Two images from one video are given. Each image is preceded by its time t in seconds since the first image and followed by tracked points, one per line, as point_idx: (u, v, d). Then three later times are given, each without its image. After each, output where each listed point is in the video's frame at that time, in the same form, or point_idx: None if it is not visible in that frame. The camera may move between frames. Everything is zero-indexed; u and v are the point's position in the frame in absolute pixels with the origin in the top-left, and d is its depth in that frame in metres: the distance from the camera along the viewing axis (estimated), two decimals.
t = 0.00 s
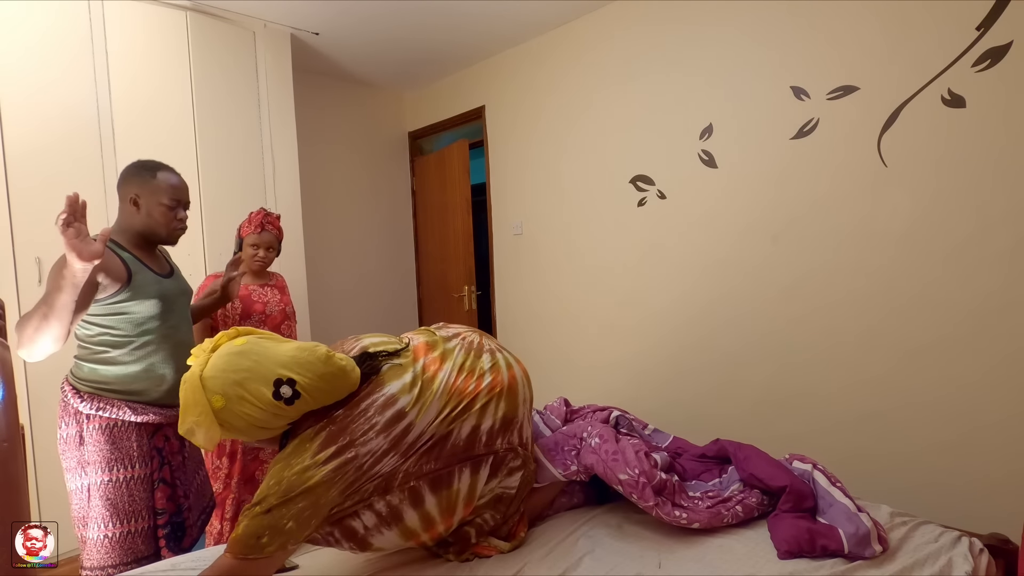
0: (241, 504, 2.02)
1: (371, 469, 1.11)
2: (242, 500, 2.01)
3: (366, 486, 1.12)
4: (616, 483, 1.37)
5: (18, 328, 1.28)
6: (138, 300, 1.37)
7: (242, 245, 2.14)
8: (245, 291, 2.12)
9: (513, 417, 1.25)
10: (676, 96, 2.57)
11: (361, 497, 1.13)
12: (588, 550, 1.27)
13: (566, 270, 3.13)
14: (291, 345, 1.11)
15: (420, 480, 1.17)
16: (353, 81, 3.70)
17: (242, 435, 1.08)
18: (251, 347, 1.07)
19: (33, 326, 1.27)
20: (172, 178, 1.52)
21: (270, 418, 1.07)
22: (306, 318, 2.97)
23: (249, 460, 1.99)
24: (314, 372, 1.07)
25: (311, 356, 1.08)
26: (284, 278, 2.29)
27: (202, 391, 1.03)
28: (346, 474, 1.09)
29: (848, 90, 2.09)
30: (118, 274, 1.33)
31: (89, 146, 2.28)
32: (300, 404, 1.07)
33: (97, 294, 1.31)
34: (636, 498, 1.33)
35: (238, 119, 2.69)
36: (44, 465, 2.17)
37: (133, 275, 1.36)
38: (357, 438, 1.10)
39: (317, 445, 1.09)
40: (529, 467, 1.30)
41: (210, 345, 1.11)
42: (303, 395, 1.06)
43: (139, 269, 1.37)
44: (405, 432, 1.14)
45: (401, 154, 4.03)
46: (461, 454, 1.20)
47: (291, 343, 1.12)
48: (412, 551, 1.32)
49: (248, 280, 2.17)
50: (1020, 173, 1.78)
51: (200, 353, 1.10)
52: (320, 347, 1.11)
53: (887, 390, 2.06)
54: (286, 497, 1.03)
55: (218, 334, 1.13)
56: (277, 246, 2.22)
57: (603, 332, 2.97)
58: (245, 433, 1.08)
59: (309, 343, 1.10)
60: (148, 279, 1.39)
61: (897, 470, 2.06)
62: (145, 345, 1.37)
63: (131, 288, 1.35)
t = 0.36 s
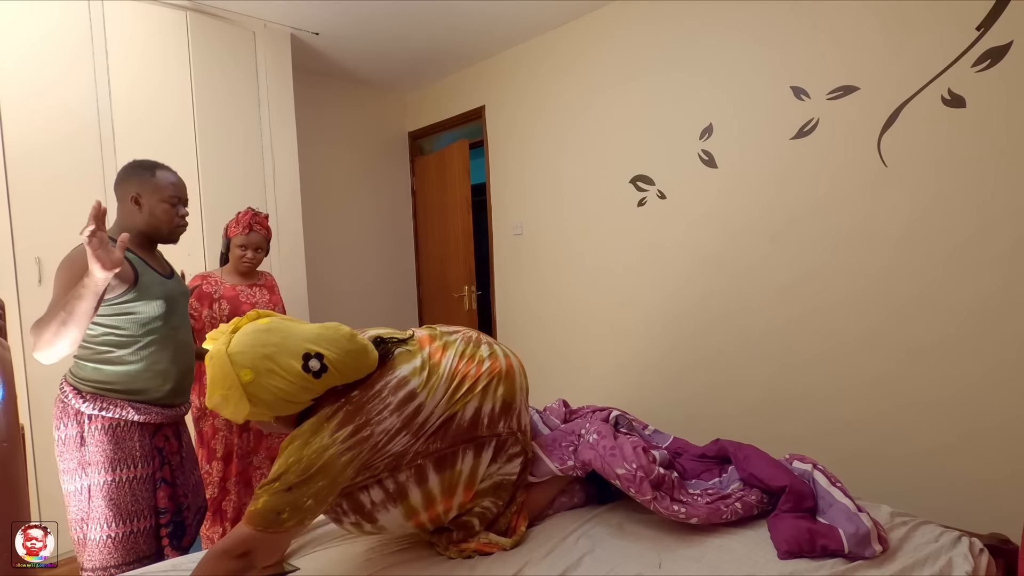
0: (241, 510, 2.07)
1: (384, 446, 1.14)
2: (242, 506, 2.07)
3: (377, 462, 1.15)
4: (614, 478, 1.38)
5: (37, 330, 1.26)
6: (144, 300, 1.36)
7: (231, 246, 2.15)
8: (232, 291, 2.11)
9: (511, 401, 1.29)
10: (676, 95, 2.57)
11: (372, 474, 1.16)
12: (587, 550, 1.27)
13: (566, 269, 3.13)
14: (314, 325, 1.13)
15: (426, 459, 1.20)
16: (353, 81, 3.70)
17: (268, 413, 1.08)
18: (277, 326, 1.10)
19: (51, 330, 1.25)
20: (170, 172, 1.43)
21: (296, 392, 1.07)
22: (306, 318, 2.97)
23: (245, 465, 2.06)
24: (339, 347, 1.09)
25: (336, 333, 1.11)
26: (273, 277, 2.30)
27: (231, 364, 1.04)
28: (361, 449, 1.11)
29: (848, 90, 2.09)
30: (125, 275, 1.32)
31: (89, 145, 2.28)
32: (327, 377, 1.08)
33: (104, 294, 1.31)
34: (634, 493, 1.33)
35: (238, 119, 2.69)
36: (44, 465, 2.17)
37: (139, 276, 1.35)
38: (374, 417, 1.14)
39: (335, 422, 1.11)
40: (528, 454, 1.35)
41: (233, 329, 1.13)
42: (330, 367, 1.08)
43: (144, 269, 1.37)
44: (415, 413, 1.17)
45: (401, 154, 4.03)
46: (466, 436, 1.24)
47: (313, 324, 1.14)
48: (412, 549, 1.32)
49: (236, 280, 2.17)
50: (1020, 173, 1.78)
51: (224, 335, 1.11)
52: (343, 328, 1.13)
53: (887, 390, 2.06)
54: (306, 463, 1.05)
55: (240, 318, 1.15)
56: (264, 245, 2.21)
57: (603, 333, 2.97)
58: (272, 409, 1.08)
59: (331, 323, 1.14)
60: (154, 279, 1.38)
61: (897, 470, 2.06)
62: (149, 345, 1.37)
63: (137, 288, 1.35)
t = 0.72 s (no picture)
0: (233, 517, 2.15)
1: (412, 394, 1.17)
2: (232, 514, 2.15)
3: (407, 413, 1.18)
4: (604, 458, 1.41)
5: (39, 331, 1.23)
6: (143, 300, 1.36)
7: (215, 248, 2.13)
8: (216, 294, 2.10)
9: (494, 384, 1.35)
10: (676, 95, 2.57)
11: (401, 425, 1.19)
12: (588, 549, 1.27)
13: (566, 269, 3.13)
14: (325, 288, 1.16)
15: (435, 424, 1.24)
16: (353, 80, 3.70)
17: (291, 360, 1.05)
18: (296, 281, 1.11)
19: (55, 330, 1.23)
20: (158, 172, 1.43)
21: (321, 336, 1.06)
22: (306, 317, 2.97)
23: (235, 473, 2.15)
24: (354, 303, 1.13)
25: (351, 291, 1.15)
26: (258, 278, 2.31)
27: (259, 307, 1.02)
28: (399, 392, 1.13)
29: (848, 90, 2.09)
30: (124, 275, 1.32)
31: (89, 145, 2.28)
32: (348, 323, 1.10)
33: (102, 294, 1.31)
34: (623, 469, 1.38)
35: (238, 119, 2.69)
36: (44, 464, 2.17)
37: (137, 276, 1.35)
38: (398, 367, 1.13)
39: (370, 360, 1.11)
40: (509, 439, 1.39)
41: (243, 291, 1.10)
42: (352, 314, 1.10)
43: (142, 270, 1.37)
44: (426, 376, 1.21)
45: (401, 154, 4.03)
46: (465, 406, 1.30)
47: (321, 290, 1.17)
48: (413, 546, 1.32)
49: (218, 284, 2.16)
50: (1020, 173, 1.78)
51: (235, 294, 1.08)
52: (354, 290, 1.17)
53: (887, 390, 2.06)
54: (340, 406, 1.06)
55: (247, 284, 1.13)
56: (250, 249, 2.20)
57: (602, 332, 2.97)
58: (298, 355, 1.04)
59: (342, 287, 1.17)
60: (152, 280, 1.39)
61: (897, 470, 2.06)
62: (147, 345, 1.37)
63: (135, 289, 1.35)
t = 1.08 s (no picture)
0: (220, 525, 2.14)
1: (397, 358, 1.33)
2: (219, 522, 2.15)
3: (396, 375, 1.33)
4: (605, 464, 1.40)
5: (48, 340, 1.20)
6: (141, 303, 1.36)
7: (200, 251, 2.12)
8: (201, 298, 2.11)
9: (479, 373, 1.46)
10: (676, 95, 2.57)
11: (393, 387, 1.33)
12: (588, 546, 1.27)
13: (566, 269, 3.13)
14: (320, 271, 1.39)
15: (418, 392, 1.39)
16: (353, 80, 3.70)
17: (281, 317, 1.26)
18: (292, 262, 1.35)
19: (67, 339, 1.20)
20: (153, 174, 1.43)
21: (304, 298, 1.27)
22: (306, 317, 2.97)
23: (222, 480, 2.15)
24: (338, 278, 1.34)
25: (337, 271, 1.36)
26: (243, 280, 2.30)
27: (256, 275, 1.26)
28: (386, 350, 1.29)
29: (848, 90, 2.09)
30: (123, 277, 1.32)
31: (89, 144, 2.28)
32: (329, 292, 1.30)
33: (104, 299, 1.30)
34: (624, 477, 1.37)
35: (238, 118, 2.69)
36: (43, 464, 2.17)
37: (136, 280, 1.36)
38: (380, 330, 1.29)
39: (355, 318, 1.28)
40: (498, 426, 1.47)
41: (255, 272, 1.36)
42: (332, 285, 1.31)
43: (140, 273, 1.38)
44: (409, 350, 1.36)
45: (401, 154, 4.03)
46: (451, 384, 1.43)
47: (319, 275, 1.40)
48: (406, 542, 1.32)
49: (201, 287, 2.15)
50: (1020, 173, 1.78)
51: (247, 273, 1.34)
52: (343, 272, 1.38)
53: (887, 390, 2.06)
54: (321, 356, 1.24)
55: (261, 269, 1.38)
56: (236, 251, 2.19)
57: (602, 333, 2.97)
58: (286, 312, 1.25)
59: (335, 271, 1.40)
60: (149, 282, 1.39)
61: (897, 471, 2.06)
62: (143, 347, 1.37)
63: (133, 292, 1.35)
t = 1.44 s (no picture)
0: (211, 524, 2.16)
1: (378, 359, 1.38)
2: (212, 519, 2.16)
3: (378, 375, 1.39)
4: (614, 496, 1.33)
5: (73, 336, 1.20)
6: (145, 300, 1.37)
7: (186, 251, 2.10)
8: (195, 293, 2.09)
9: (468, 383, 1.45)
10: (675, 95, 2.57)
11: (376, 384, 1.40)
12: (588, 548, 1.27)
13: (566, 269, 3.13)
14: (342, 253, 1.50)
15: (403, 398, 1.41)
16: (353, 80, 3.70)
17: (295, 290, 1.43)
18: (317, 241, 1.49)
19: (93, 336, 1.21)
20: (147, 173, 1.43)
21: (310, 275, 1.41)
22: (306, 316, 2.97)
23: (215, 478, 2.17)
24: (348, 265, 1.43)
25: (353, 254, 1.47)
26: (230, 274, 2.28)
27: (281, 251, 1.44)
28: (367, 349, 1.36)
29: (849, 90, 2.09)
30: (127, 276, 1.34)
31: (89, 144, 2.28)
32: (333, 273, 1.41)
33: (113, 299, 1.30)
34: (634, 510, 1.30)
35: (238, 118, 2.69)
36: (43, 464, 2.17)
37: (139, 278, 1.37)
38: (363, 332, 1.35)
39: (345, 314, 1.38)
40: (489, 442, 1.44)
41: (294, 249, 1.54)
42: (337, 267, 1.41)
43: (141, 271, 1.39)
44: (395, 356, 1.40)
45: (401, 154, 4.03)
46: (438, 394, 1.43)
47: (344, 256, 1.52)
48: (406, 543, 1.31)
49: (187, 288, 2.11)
50: (1020, 173, 1.78)
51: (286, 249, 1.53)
52: (359, 257, 1.48)
53: (887, 390, 2.06)
54: (311, 353, 1.35)
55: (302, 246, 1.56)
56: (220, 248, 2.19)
57: (602, 333, 2.97)
58: (296, 285, 1.41)
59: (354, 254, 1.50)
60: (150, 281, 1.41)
61: (897, 471, 2.06)
62: (148, 344, 1.37)
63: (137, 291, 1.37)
